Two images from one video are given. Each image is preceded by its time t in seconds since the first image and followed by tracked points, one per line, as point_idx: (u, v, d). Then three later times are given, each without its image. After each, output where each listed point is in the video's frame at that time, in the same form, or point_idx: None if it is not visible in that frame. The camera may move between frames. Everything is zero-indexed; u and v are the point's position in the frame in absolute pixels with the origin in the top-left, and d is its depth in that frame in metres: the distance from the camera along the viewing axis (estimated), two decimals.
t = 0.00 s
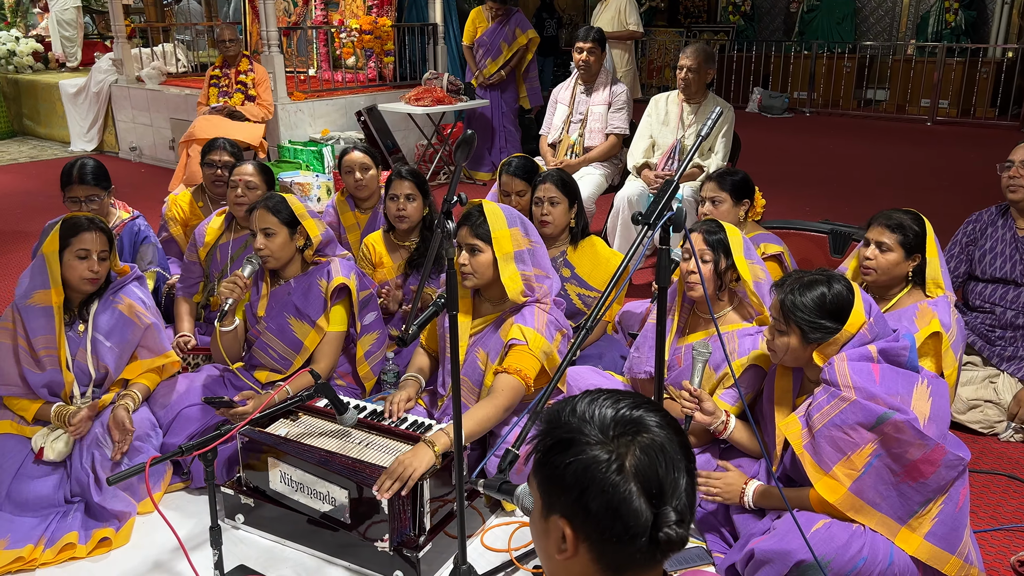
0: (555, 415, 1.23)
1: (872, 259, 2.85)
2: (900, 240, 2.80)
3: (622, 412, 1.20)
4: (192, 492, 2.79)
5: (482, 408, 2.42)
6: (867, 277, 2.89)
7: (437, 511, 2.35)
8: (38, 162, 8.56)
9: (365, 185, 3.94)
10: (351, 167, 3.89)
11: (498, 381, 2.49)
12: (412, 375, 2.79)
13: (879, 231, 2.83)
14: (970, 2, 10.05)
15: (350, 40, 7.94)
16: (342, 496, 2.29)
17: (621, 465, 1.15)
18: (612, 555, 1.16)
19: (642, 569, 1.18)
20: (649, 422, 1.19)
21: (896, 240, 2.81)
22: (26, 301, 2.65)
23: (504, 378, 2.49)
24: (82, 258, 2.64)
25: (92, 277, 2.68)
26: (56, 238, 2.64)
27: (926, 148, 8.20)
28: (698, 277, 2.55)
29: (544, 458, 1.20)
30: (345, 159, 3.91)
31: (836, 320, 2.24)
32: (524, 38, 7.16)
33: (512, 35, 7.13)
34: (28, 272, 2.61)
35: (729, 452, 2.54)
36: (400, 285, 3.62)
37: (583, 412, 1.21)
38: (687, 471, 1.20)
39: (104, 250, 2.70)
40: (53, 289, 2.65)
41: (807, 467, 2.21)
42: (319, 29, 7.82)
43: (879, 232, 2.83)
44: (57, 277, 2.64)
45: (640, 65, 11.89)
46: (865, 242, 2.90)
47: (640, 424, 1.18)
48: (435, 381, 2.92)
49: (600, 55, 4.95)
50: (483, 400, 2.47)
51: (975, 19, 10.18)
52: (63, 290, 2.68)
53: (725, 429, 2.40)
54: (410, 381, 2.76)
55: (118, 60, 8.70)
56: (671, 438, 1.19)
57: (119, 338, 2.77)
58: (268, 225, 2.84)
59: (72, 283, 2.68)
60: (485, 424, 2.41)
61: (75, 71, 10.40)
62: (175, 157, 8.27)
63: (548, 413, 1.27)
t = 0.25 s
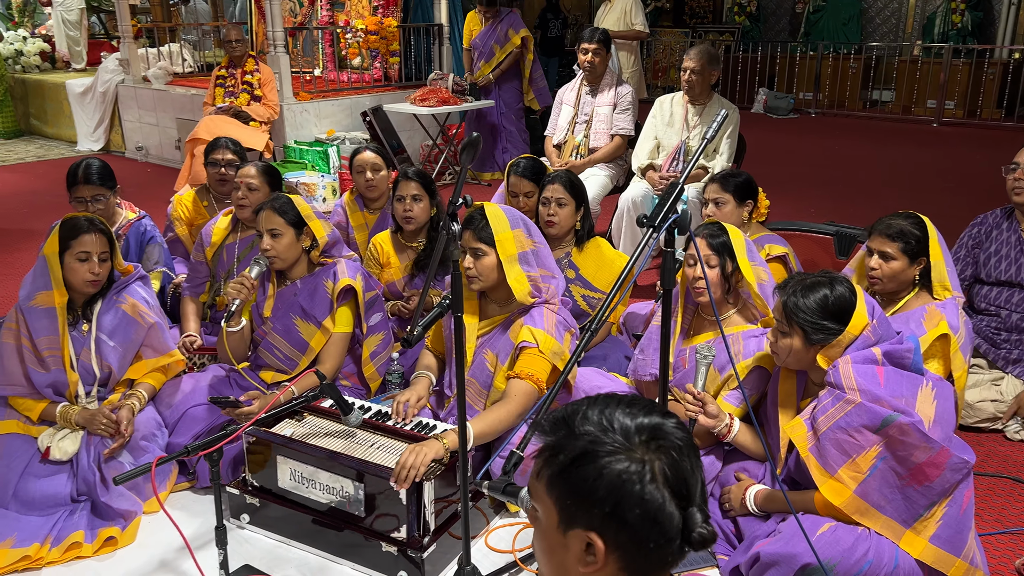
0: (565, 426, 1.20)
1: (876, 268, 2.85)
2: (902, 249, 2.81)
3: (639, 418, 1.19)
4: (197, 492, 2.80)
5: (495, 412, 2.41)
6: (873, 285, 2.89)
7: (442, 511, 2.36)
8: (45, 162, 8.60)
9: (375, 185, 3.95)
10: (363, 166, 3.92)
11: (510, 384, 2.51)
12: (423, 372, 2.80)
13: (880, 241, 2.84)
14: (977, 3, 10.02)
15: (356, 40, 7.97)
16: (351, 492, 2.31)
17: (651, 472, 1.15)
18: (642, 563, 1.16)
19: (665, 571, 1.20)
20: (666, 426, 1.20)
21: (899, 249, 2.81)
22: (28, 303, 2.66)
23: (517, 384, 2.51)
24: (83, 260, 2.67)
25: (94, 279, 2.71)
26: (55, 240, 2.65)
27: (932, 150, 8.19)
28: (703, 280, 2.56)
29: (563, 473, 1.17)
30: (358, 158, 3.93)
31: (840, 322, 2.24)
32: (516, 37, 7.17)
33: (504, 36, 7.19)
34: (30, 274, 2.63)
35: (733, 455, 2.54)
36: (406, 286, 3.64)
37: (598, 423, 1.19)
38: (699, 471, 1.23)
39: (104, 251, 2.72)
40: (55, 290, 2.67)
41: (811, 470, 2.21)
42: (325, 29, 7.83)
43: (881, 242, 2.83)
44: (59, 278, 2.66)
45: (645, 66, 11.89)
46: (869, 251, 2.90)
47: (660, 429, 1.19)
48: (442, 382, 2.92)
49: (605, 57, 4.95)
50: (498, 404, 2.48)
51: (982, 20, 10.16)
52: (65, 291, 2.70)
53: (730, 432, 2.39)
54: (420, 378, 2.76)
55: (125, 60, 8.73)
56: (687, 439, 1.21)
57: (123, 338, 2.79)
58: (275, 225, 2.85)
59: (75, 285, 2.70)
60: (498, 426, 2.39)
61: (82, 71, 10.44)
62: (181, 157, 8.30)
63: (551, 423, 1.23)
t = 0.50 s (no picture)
0: (583, 437, 1.19)
1: (881, 268, 2.83)
2: (906, 247, 2.78)
3: (660, 434, 1.19)
4: (205, 492, 2.81)
5: (498, 412, 2.42)
6: (877, 285, 2.87)
7: (448, 513, 2.36)
8: (53, 162, 8.63)
9: (388, 186, 3.96)
10: (377, 167, 3.93)
11: (514, 385, 2.52)
12: (434, 374, 2.83)
13: (884, 240, 2.82)
14: (986, 5, 9.98)
15: (363, 42, 7.92)
16: (358, 494, 2.31)
17: (672, 490, 1.15)
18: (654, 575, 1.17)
19: None
20: (686, 442, 1.20)
21: (902, 248, 2.79)
22: (30, 306, 2.68)
23: (519, 384, 2.51)
24: (83, 263, 2.67)
25: (94, 281, 2.71)
26: (51, 243, 2.66)
27: (940, 152, 8.17)
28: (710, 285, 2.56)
29: (582, 486, 1.15)
30: (371, 160, 3.94)
31: (846, 325, 2.23)
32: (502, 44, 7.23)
33: (491, 42, 7.28)
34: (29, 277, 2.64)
35: (740, 457, 2.54)
36: (416, 287, 3.65)
37: (618, 437, 1.18)
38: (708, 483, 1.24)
39: (103, 252, 2.72)
40: (55, 293, 2.68)
41: (817, 473, 2.21)
42: (333, 30, 7.84)
43: (884, 242, 2.81)
44: (58, 281, 2.67)
45: (652, 67, 11.88)
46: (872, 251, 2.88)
47: (681, 445, 1.19)
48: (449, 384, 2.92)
49: (613, 58, 4.95)
50: (499, 404, 2.48)
51: (990, 22, 10.13)
52: (65, 294, 2.72)
53: (736, 434, 2.39)
54: (430, 380, 2.79)
55: (133, 60, 8.76)
56: (702, 456, 1.22)
57: (126, 338, 2.79)
58: (286, 227, 2.86)
59: (75, 288, 2.71)
60: (501, 426, 2.41)
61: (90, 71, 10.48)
62: (188, 157, 8.32)
63: (565, 432, 1.22)
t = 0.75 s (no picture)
0: (596, 447, 1.19)
1: (884, 264, 2.83)
2: (910, 244, 2.79)
3: (672, 442, 1.20)
4: (211, 493, 2.82)
5: (504, 416, 2.41)
6: (880, 283, 2.87)
7: (454, 516, 2.37)
8: (60, 163, 8.67)
9: (398, 188, 3.97)
10: (388, 169, 3.94)
11: (521, 388, 2.51)
12: (439, 377, 2.83)
13: (888, 237, 2.83)
14: (992, 8, 9.97)
15: (370, 44, 7.79)
16: (363, 496, 2.32)
17: (688, 498, 1.16)
18: None
19: None
20: (697, 449, 1.21)
21: (905, 244, 2.80)
22: (35, 309, 2.69)
23: (525, 385, 2.51)
24: (87, 266, 2.67)
25: (98, 284, 2.70)
26: (56, 246, 2.68)
27: (947, 155, 8.15)
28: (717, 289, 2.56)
29: (598, 497, 1.15)
30: (382, 161, 3.96)
31: (854, 329, 2.23)
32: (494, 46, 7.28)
33: (485, 46, 7.35)
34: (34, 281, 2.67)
35: (746, 461, 2.54)
36: (426, 290, 3.64)
37: (630, 447, 1.18)
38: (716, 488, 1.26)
39: (107, 255, 2.72)
40: (59, 296, 2.70)
41: (824, 478, 2.20)
42: (339, 33, 7.86)
43: (889, 237, 2.82)
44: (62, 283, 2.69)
45: (658, 70, 11.88)
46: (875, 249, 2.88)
47: (693, 453, 1.20)
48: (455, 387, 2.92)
49: (619, 61, 4.96)
50: (505, 408, 2.47)
51: (997, 25, 10.12)
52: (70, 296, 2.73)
53: (743, 438, 2.39)
54: (435, 383, 2.78)
55: (141, 62, 8.80)
56: (712, 462, 1.23)
57: (133, 339, 2.80)
58: (297, 230, 2.87)
59: (80, 291, 2.72)
60: (506, 430, 2.39)
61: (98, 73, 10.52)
62: (195, 159, 8.35)
63: (575, 441, 1.21)
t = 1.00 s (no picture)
0: (604, 456, 1.19)
1: (893, 263, 2.83)
2: (920, 244, 2.79)
3: (681, 450, 1.20)
4: (218, 495, 2.83)
5: (515, 421, 2.43)
6: (888, 282, 2.87)
7: (460, 518, 2.37)
8: (69, 165, 8.70)
9: (407, 191, 3.98)
10: (397, 172, 3.95)
11: (532, 394, 2.52)
12: (445, 380, 2.82)
13: (899, 236, 2.83)
14: (999, 12, 9.95)
15: (377, 47, 7.96)
16: (372, 495, 2.32)
17: (697, 507, 1.16)
18: None
19: None
20: (705, 457, 1.21)
21: (915, 244, 2.80)
22: (51, 308, 2.71)
23: (537, 392, 2.52)
24: (102, 266, 2.69)
25: (113, 285, 2.73)
26: (74, 246, 2.69)
27: (954, 159, 8.13)
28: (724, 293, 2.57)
29: (607, 505, 1.15)
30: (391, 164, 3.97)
31: (862, 334, 2.23)
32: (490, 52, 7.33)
33: (482, 53, 7.41)
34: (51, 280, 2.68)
35: (752, 466, 2.54)
36: (436, 292, 3.65)
37: (639, 455, 1.18)
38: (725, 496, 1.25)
39: (123, 257, 2.74)
40: (75, 295, 2.71)
41: (830, 481, 2.21)
42: (346, 36, 7.88)
43: (899, 237, 2.83)
44: (77, 284, 2.70)
45: (664, 73, 11.88)
46: (885, 249, 2.89)
47: (702, 461, 1.20)
48: (462, 390, 2.93)
49: (626, 65, 4.96)
50: (518, 413, 2.49)
51: (1005, 29, 10.11)
52: (85, 297, 2.74)
53: (749, 443, 2.39)
54: (442, 386, 2.79)
55: (149, 64, 8.84)
56: (722, 471, 1.23)
57: (145, 341, 2.81)
58: (306, 232, 2.87)
59: (94, 291, 2.74)
60: (517, 435, 2.41)
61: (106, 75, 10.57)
62: (202, 160, 8.37)
63: (583, 449, 1.21)
